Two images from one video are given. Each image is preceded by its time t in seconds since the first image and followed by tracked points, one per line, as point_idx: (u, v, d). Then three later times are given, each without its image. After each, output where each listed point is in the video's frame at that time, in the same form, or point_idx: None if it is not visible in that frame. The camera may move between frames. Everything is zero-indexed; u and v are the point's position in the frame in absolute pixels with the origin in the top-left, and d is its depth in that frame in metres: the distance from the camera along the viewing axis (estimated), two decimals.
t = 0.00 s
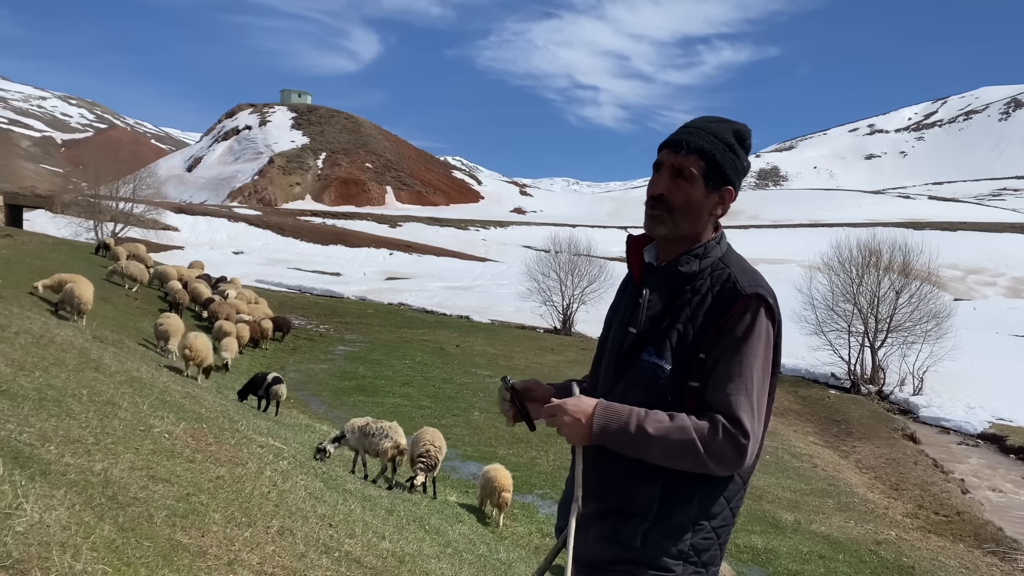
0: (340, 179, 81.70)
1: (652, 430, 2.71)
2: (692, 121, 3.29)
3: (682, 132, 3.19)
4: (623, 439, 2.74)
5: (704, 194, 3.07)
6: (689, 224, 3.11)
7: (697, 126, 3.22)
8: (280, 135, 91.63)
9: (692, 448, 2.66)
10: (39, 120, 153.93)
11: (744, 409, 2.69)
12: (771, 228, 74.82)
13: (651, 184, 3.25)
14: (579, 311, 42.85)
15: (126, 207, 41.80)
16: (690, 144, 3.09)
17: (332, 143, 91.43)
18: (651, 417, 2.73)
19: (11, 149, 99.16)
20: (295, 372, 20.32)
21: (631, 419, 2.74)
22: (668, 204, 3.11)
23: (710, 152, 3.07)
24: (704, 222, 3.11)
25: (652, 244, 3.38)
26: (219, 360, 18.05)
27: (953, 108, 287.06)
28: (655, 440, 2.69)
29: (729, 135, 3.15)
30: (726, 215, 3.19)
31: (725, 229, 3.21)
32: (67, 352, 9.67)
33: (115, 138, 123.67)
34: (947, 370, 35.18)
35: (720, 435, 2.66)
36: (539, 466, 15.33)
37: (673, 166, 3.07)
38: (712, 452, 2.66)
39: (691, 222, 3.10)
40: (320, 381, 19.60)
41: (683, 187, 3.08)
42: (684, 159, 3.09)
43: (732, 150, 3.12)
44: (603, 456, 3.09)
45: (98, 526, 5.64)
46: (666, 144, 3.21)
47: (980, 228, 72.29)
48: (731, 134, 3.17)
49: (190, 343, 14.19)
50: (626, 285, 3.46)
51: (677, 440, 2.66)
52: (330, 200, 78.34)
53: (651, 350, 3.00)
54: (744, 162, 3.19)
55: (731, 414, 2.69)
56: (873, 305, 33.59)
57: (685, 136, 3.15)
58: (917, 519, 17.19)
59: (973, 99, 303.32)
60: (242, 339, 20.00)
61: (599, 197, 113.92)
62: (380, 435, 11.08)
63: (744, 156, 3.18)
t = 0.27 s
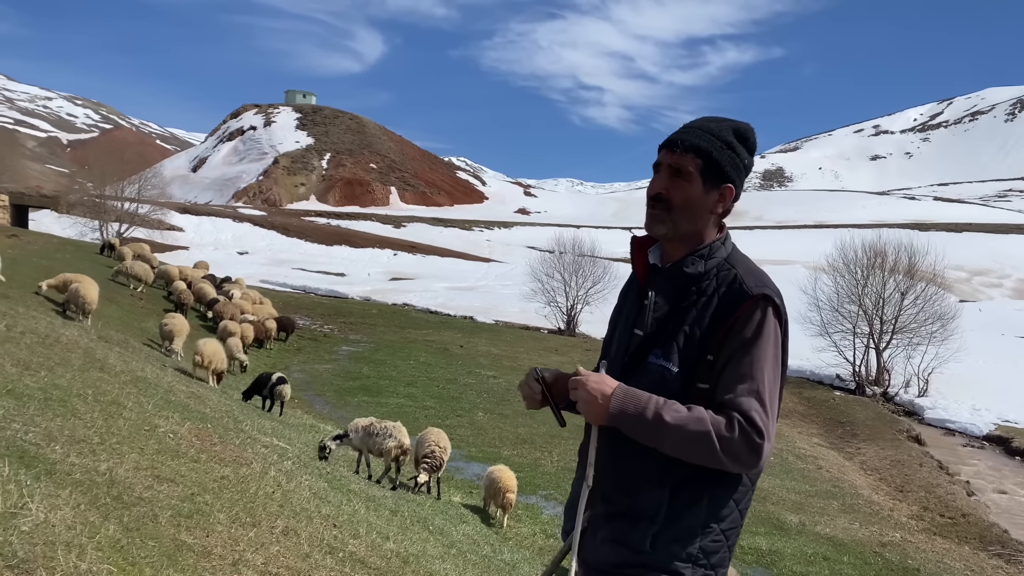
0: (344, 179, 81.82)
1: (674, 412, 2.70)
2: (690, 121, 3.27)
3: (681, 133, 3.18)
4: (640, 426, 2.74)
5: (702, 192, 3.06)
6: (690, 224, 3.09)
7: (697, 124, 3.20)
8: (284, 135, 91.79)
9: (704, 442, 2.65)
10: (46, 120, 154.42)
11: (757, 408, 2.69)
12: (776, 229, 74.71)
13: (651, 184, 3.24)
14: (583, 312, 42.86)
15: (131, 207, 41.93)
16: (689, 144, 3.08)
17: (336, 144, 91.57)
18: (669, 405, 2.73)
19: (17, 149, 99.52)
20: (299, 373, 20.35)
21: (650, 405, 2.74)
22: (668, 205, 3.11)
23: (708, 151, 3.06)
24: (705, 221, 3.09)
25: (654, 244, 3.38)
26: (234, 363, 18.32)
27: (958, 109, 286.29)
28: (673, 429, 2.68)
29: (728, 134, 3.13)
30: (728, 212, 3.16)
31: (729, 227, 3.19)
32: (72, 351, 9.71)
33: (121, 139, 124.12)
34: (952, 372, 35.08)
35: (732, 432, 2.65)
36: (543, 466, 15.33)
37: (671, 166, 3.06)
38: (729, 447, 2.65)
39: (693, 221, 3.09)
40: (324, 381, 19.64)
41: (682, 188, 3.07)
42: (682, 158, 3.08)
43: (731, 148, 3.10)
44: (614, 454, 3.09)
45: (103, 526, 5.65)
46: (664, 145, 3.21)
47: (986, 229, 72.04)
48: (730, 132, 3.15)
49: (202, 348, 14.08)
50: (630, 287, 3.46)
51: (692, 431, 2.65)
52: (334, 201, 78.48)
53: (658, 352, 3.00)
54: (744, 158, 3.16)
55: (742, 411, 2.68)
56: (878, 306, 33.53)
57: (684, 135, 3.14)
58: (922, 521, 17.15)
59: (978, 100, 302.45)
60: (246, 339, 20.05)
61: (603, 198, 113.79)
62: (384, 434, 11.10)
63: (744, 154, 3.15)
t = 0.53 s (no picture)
0: (349, 180, 81.93)
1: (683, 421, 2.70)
2: (696, 119, 3.25)
3: (687, 132, 3.16)
4: (649, 433, 2.73)
5: (707, 193, 3.04)
6: (695, 224, 3.08)
7: (703, 124, 3.18)
8: (288, 136, 91.95)
9: (714, 448, 2.65)
10: (52, 121, 154.93)
11: (768, 414, 2.68)
12: (780, 229, 74.63)
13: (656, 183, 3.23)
14: (587, 312, 42.86)
15: (137, 207, 42.03)
16: (696, 144, 3.06)
17: (340, 144, 91.70)
18: (678, 412, 2.72)
19: (23, 149, 99.90)
20: (304, 373, 20.38)
21: (658, 413, 2.73)
22: (674, 206, 3.10)
23: (714, 151, 3.04)
24: (710, 222, 3.07)
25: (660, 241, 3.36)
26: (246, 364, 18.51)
27: (964, 109, 285.39)
28: (682, 436, 2.67)
29: (733, 133, 3.10)
30: (735, 211, 3.14)
31: (735, 227, 3.18)
32: (78, 351, 9.73)
33: (126, 139, 124.58)
34: (958, 373, 34.97)
35: (743, 438, 2.64)
36: (547, 467, 15.33)
37: (677, 166, 3.05)
38: (741, 453, 2.64)
39: (697, 221, 3.08)
40: (329, 381, 19.68)
41: (687, 189, 3.06)
42: (689, 159, 3.06)
43: (738, 147, 3.07)
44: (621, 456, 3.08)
45: (109, 525, 5.67)
46: (670, 144, 3.19)
47: (992, 230, 71.80)
48: (736, 131, 3.12)
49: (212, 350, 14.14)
50: (635, 286, 3.44)
51: (701, 438, 2.65)
52: (339, 201, 78.60)
53: (665, 355, 3.00)
54: (751, 157, 3.13)
55: (752, 415, 2.68)
56: (883, 307, 33.46)
57: (690, 135, 3.12)
58: (928, 523, 17.11)
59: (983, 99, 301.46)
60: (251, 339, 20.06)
61: (607, 198, 113.66)
62: (387, 434, 11.11)
63: (751, 152, 3.13)
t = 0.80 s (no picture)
0: (354, 180, 82.06)
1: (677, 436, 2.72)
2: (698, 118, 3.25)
3: (686, 132, 3.16)
4: (642, 453, 2.78)
5: (705, 191, 3.04)
6: (693, 222, 3.08)
7: (701, 122, 3.18)
8: (293, 136, 92.12)
9: (709, 456, 2.66)
10: (59, 121, 155.51)
11: (763, 417, 2.67)
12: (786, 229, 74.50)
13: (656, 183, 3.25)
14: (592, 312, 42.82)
15: (142, 207, 42.14)
16: (694, 144, 3.05)
17: (345, 144, 91.79)
18: (669, 428, 2.76)
19: (30, 149, 100.28)
20: (308, 373, 20.39)
21: (650, 432, 2.78)
22: (671, 208, 3.11)
23: (712, 149, 3.02)
24: (710, 220, 3.07)
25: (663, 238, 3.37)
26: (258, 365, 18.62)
27: (969, 109, 284.43)
28: (675, 450, 2.70)
29: (731, 131, 3.08)
30: (737, 210, 3.12)
31: (738, 226, 3.16)
32: (84, 350, 9.76)
33: (132, 140, 124.92)
34: (963, 373, 34.86)
35: (736, 441, 2.64)
36: (552, 466, 15.33)
37: (675, 166, 3.05)
38: (737, 457, 2.64)
39: (696, 220, 3.07)
40: (334, 381, 19.68)
41: (683, 189, 3.07)
42: (685, 159, 3.06)
43: (736, 146, 3.05)
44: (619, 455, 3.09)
45: (115, 524, 5.68)
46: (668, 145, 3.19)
47: (998, 230, 71.53)
48: (735, 129, 3.11)
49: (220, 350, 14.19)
50: (638, 285, 3.45)
51: (695, 448, 2.67)
52: (344, 201, 78.72)
53: (662, 358, 3.01)
54: (751, 155, 3.11)
55: (746, 419, 2.68)
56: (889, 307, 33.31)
57: (688, 134, 3.12)
58: (934, 523, 17.06)
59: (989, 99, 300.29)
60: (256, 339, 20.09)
61: (611, 198, 113.55)
62: (391, 434, 11.12)
63: (751, 149, 3.10)
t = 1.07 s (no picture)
0: (358, 180, 82.15)
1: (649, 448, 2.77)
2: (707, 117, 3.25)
3: (690, 132, 3.18)
4: (613, 490, 2.87)
5: (706, 190, 3.05)
6: (692, 221, 3.09)
7: (705, 123, 3.19)
8: (298, 136, 92.27)
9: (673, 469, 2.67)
10: (65, 121, 155.93)
11: (740, 416, 2.64)
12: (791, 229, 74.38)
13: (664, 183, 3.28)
14: (597, 312, 42.82)
15: (148, 207, 42.25)
16: (693, 144, 3.07)
17: (349, 144, 91.90)
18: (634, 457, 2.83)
19: (36, 150, 100.61)
20: (313, 372, 20.42)
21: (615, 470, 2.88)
22: (673, 208, 3.14)
23: (708, 149, 3.03)
24: (713, 219, 3.06)
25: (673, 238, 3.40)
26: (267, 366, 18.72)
27: (975, 109, 283.46)
28: (638, 477, 2.75)
29: (733, 130, 3.07)
30: (742, 208, 3.10)
31: (747, 225, 3.12)
32: (90, 350, 9.80)
33: (138, 140, 125.30)
34: (969, 374, 34.77)
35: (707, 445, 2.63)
36: (556, 466, 15.32)
37: (674, 166, 3.07)
38: (711, 457, 2.62)
39: (695, 218, 3.08)
40: (339, 381, 19.70)
41: (681, 189, 3.09)
42: (685, 160, 3.09)
43: (736, 144, 3.03)
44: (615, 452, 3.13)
45: (122, 523, 5.71)
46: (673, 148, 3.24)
47: (1005, 230, 71.23)
48: (737, 126, 3.09)
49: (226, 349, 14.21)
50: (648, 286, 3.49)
51: (654, 465, 2.71)
52: (348, 201, 78.82)
53: (660, 356, 3.05)
54: (757, 155, 3.07)
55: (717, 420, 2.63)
56: (894, 307, 33.22)
57: (692, 134, 3.14)
58: (940, 524, 17.02)
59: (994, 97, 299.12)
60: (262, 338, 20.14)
61: (616, 198, 113.41)
62: (395, 433, 11.12)
63: (754, 146, 3.06)
